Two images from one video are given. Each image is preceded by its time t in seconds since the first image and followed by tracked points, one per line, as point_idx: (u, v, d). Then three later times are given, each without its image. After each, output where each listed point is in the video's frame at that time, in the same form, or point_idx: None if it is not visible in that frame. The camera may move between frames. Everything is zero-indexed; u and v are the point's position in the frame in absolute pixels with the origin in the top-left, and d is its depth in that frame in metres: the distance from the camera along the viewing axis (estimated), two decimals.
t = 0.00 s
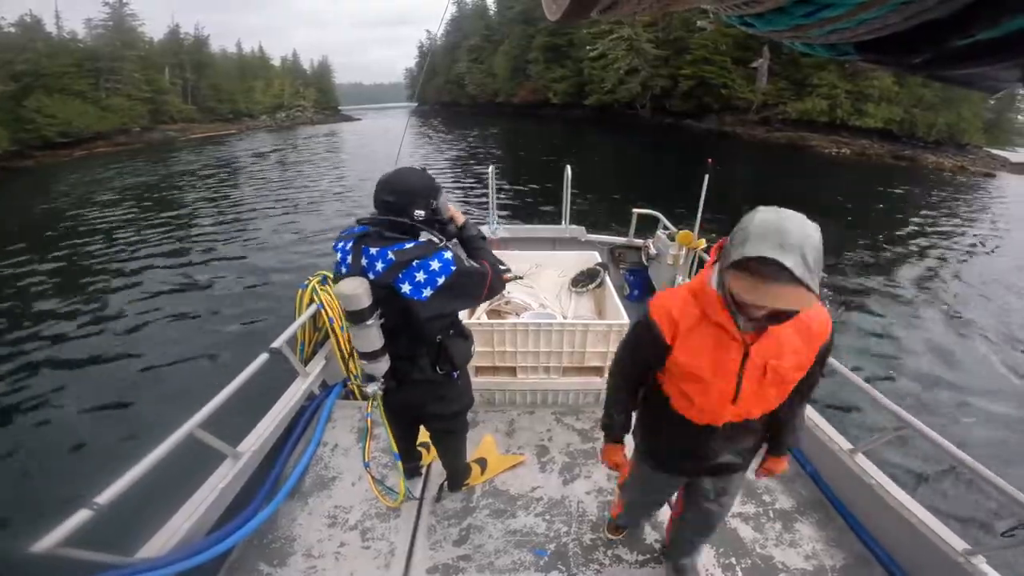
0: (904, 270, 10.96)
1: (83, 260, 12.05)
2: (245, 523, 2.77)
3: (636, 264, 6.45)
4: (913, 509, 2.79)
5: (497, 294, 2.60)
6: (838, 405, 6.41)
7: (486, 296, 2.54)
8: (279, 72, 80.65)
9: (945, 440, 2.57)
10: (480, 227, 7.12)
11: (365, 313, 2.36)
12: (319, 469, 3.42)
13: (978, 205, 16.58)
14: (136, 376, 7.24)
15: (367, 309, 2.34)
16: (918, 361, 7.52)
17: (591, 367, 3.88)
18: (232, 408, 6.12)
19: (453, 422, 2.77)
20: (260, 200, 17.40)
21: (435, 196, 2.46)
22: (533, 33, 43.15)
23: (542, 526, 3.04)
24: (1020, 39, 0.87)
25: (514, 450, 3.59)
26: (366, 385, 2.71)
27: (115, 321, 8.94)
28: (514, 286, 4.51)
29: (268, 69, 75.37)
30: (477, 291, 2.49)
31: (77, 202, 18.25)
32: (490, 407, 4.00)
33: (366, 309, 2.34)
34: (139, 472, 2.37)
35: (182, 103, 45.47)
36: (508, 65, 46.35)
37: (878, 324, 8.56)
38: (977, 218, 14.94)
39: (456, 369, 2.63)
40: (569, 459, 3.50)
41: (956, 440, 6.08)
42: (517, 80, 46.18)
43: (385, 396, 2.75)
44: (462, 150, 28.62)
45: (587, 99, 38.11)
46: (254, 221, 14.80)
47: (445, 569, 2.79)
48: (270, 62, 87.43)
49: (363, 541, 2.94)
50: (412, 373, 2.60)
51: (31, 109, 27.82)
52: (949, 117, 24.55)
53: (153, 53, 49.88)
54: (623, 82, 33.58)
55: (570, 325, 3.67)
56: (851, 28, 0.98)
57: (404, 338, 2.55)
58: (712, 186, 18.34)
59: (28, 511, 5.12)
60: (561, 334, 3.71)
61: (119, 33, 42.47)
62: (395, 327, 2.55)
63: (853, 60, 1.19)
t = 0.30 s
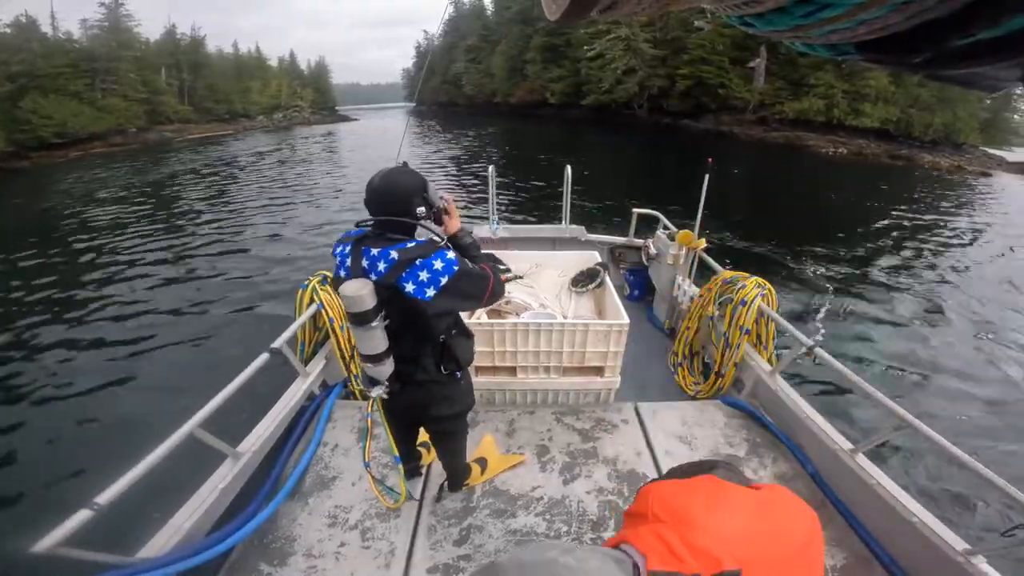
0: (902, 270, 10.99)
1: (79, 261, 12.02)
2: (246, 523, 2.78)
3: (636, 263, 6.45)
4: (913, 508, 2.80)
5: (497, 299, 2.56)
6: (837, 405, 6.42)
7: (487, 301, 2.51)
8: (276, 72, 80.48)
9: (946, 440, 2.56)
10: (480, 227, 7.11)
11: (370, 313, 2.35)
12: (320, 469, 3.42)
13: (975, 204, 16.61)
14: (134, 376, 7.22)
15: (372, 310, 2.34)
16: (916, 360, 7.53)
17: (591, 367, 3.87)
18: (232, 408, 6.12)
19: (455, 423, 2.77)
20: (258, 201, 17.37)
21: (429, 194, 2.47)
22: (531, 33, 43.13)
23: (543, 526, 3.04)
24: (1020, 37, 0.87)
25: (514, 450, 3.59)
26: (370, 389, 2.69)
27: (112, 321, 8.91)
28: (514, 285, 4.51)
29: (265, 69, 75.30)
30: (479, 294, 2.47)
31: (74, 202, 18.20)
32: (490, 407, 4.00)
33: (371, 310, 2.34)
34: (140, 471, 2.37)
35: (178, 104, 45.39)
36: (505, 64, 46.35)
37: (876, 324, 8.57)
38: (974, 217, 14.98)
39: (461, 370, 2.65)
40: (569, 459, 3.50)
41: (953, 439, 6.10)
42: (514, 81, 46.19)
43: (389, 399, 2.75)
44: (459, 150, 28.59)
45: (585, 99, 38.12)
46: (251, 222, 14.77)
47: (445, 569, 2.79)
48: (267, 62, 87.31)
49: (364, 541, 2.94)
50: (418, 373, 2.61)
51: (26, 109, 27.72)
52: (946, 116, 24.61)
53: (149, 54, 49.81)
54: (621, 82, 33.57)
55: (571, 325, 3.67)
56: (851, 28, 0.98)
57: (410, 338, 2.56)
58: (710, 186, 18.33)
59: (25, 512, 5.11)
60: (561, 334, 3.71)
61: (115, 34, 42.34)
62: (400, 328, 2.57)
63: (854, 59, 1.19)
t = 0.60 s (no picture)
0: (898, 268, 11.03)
1: (74, 261, 11.99)
2: (244, 523, 2.77)
3: (635, 264, 6.45)
4: (910, 509, 2.81)
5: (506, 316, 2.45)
6: (835, 404, 6.44)
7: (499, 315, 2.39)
8: (273, 72, 80.35)
9: (941, 440, 2.57)
10: (479, 227, 7.11)
11: (399, 319, 2.28)
12: (318, 469, 3.42)
13: (971, 202, 16.70)
14: (131, 375, 7.21)
15: (401, 317, 2.25)
16: (913, 359, 7.56)
17: (590, 368, 3.87)
18: (231, 408, 6.10)
19: (457, 423, 2.78)
20: (255, 201, 17.34)
21: (461, 207, 2.51)
22: (528, 33, 43.18)
23: (540, 526, 3.04)
24: (1021, 39, 0.87)
25: (512, 450, 3.59)
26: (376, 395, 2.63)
27: (108, 322, 8.88)
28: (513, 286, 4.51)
29: (261, 68, 75.15)
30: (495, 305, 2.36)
31: (70, 203, 18.16)
32: (488, 407, 3.99)
33: (399, 317, 2.25)
34: (136, 470, 2.36)
35: (174, 104, 45.31)
36: (502, 64, 46.39)
37: (873, 323, 8.60)
38: (970, 216, 15.05)
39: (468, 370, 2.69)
40: (567, 459, 3.50)
41: (950, 438, 6.13)
42: (512, 81, 46.21)
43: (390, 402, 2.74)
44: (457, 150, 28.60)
45: (582, 99, 38.16)
46: (248, 222, 14.76)
47: (443, 569, 2.79)
48: (264, 62, 87.26)
49: (361, 541, 2.94)
50: (428, 376, 2.62)
51: (22, 110, 27.65)
52: (941, 116, 24.74)
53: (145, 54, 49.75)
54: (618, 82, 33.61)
55: (569, 326, 3.70)
56: (853, 28, 0.98)
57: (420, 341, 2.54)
58: (707, 186, 18.35)
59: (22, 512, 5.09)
60: (560, 334, 3.73)
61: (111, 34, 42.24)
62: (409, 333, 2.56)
63: (854, 60, 1.19)
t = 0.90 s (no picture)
0: (895, 268, 11.05)
1: (71, 262, 11.95)
2: (243, 523, 2.76)
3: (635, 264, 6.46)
4: (909, 509, 2.81)
5: (512, 321, 2.48)
6: (832, 404, 6.46)
7: (503, 321, 2.43)
8: (270, 72, 80.21)
9: (942, 440, 2.57)
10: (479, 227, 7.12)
11: (377, 323, 2.33)
12: (318, 469, 3.41)
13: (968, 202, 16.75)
14: (128, 375, 7.19)
15: (378, 319, 2.31)
16: (910, 359, 7.58)
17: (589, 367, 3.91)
18: (231, 407, 6.09)
19: (455, 426, 2.77)
20: (252, 202, 17.31)
21: (461, 207, 2.44)
22: (526, 33, 43.18)
23: (540, 526, 3.04)
24: (1021, 39, 0.87)
25: (512, 450, 3.60)
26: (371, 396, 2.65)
27: (105, 322, 8.85)
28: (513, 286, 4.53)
29: (258, 68, 74.99)
30: (498, 308, 2.40)
31: (66, 203, 18.09)
32: (488, 406, 3.99)
33: (378, 319, 2.31)
34: (136, 470, 2.36)
35: (171, 104, 45.17)
36: (500, 64, 46.40)
37: (871, 323, 8.61)
38: (966, 215, 15.10)
39: (462, 379, 2.65)
40: (567, 460, 3.50)
41: (947, 437, 6.15)
42: (510, 80, 46.20)
43: (389, 402, 2.74)
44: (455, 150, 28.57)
45: (580, 98, 38.17)
46: (245, 223, 14.73)
47: (442, 569, 2.79)
48: (261, 63, 87.12)
49: (361, 541, 2.93)
50: (418, 382, 2.61)
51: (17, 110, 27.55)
52: (938, 116, 24.82)
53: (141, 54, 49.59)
54: (616, 82, 33.62)
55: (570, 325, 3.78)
56: (852, 28, 0.98)
57: (416, 347, 2.54)
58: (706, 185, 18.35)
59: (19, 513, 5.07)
60: (560, 334, 3.82)
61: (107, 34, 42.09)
62: (404, 337, 2.55)
63: (852, 61, 1.19)
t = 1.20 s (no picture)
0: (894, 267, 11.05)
1: (69, 264, 11.92)
2: (245, 524, 2.77)
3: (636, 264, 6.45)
4: (912, 507, 2.81)
5: (509, 313, 2.49)
6: (832, 403, 6.46)
7: (500, 312, 2.45)
8: (268, 73, 80.06)
9: (943, 438, 2.57)
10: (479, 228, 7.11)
11: (375, 327, 2.33)
12: (319, 470, 3.41)
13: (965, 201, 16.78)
14: (127, 377, 7.18)
15: (377, 325, 2.31)
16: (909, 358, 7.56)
17: (590, 367, 3.92)
18: (233, 409, 6.08)
19: (456, 423, 2.78)
20: (250, 203, 17.29)
21: (446, 206, 2.44)
22: (524, 34, 43.15)
23: (542, 526, 3.04)
24: (1017, 39, 0.88)
25: (513, 450, 3.59)
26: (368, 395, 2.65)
27: (104, 324, 8.83)
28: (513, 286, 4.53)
29: (255, 69, 74.86)
30: (493, 305, 2.42)
31: (63, 204, 18.04)
32: (488, 407, 3.99)
33: (377, 325, 2.31)
34: (139, 472, 2.36)
35: (168, 105, 45.07)
36: (498, 65, 46.36)
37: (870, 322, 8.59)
38: (964, 215, 15.13)
39: (461, 372, 2.67)
40: (569, 460, 3.50)
41: (947, 437, 6.16)
42: (507, 81, 46.18)
43: (388, 402, 2.74)
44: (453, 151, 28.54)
45: (578, 98, 38.14)
46: (244, 224, 14.71)
47: (445, 569, 2.79)
48: (258, 63, 86.97)
49: (364, 541, 2.94)
50: (418, 380, 2.62)
51: (13, 111, 27.47)
52: (935, 115, 24.88)
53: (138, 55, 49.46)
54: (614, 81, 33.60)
55: (570, 325, 3.79)
56: (850, 27, 0.98)
57: (414, 345, 2.54)
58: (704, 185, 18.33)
59: (20, 514, 5.05)
60: (562, 335, 3.81)
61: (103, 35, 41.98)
62: (399, 336, 2.55)
63: (851, 59, 1.20)
